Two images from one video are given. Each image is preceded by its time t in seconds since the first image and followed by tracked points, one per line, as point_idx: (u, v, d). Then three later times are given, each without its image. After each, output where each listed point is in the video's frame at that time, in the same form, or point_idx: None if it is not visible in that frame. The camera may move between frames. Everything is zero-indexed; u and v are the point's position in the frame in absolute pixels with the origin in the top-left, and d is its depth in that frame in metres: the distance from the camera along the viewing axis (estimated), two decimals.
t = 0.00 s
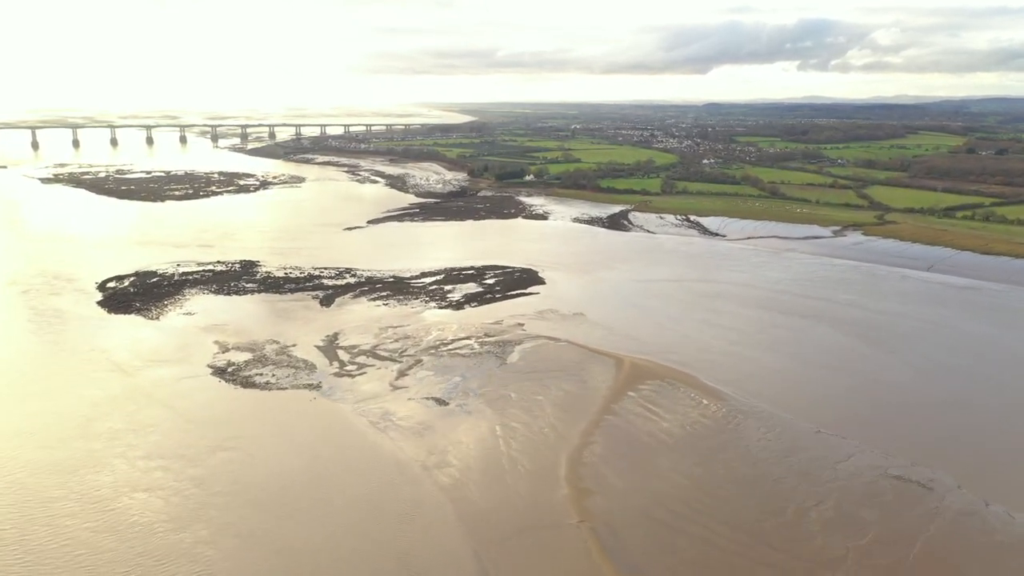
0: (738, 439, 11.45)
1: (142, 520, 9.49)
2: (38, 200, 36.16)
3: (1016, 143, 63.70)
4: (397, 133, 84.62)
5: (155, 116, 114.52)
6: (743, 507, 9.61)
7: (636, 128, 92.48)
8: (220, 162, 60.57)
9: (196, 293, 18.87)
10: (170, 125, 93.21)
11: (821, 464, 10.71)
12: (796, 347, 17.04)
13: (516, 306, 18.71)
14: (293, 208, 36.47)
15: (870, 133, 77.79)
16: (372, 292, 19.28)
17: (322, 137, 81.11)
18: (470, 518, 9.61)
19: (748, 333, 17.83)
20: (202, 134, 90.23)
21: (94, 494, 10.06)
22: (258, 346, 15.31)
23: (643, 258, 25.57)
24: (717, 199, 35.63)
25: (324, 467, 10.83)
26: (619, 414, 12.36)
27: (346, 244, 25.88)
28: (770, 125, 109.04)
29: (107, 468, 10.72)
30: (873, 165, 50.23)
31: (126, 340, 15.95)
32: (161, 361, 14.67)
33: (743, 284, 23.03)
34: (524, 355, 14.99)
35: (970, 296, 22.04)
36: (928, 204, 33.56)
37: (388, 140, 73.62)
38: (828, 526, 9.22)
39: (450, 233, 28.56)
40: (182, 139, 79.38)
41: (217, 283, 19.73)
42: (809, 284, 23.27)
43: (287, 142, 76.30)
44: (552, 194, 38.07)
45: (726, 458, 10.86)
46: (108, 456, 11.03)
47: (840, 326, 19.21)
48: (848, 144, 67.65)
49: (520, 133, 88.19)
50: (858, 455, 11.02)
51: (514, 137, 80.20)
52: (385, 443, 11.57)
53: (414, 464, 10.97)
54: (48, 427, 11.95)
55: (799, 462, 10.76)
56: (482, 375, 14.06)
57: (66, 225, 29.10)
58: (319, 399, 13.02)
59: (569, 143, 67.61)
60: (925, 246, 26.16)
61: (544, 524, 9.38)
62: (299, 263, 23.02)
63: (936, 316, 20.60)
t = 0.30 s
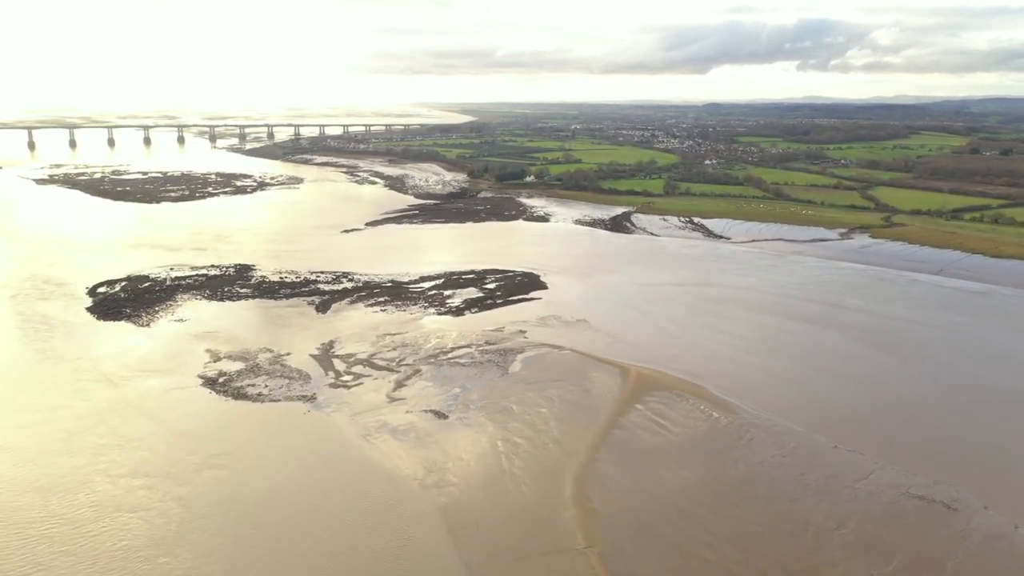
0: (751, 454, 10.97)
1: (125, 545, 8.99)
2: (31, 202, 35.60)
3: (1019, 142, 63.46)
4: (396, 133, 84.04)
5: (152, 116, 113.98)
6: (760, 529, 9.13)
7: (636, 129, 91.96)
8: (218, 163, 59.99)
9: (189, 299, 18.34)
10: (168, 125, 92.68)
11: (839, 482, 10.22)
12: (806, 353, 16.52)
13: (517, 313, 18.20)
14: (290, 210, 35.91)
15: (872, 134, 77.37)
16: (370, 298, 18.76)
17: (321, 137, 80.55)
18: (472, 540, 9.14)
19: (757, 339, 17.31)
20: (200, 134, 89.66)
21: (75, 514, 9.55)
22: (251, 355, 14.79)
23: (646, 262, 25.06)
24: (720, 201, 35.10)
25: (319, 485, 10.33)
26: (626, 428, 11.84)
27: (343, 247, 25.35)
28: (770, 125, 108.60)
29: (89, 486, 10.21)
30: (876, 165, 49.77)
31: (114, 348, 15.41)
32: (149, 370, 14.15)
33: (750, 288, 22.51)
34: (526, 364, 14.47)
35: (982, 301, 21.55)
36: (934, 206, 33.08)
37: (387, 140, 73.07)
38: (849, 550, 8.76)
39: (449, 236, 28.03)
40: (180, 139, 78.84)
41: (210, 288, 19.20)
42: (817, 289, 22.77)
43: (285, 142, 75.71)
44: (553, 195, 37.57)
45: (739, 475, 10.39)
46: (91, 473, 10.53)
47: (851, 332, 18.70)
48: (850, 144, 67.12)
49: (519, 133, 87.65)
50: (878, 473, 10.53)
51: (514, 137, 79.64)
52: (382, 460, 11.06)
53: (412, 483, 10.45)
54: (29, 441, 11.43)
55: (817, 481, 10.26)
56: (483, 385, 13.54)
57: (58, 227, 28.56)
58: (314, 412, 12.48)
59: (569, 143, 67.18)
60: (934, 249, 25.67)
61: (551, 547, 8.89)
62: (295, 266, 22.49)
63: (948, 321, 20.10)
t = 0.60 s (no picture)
0: (765, 471, 10.51)
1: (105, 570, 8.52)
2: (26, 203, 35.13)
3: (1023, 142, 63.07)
4: (396, 133, 83.57)
5: (151, 115, 113.64)
6: (778, 554, 8.66)
7: (637, 130, 91.48)
8: (216, 163, 59.50)
9: (181, 304, 17.86)
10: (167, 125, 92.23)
11: (859, 503, 9.75)
12: (818, 360, 16.03)
13: (519, 319, 17.73)
14: (288, 211, 35.40)
15: (875, 134, 76.94)
16: (367, 303, 18.27)
17: (320, 137, 80.09)
18: (473, 564, 8.66)
19: (766, 346, 16.82)
20: (198, 134, 89.18)
21: (54, 537, 9.07)
22: (244, 364, 14.29)
23: (650, 265, 24.58)
24: (724, 202, 34.64)
25: (311, 503, 9.86)
26: (634, 441, 11.37)
27: (341, 249, 24.89)
28: (772, 125, 108.14)
29: (71, 505, 9.72)
30: (880, 166, 49.34)
31: (103, 356, 14.94)
32: (138, 380, 13.65)
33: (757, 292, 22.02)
34: (528, 374, 14.00)
35: (994, 305, 21.08)
36: (941, 207, 32.62)
37: (387, 140, 72.54)
38: None
39: (449, 238, 27.56)
40: (178, 138, 78.38)
41: (204, 293, 18.71)
42: (825, 293, 22.28)
43: (284, 142, 75.23)
44: (555, 196, 37.10)
45: (754, 494, 9.92)
46: (73, 491, 10.05)
47: (862, 337, 18.22)
48: (853, 145, 66.57)
49: (520, 133, 87.22)
50: (899, 493, 10.07)
51: (514, 137, 79.21)
52: (378, 477, 10.56)
53: (410, 501, 9.97)
54: (10, 456, 10.95)
55: (836, 502, 9.79)
56: (484, 396, 13.05)
57: (52, 229, 28.09)
58: (308, 425, 12.00)
59: (570, 143, 66.76)
60: (943, 252, 25.21)
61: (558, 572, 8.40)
62: (292, 269, 22.03)
63: (961, 326, 19.63)
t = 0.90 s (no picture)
0: (782, 491, 10.02)
1: None
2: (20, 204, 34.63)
3: None
4: (396, 134, 83.10)
5: (150, 115, 113.29)
6: None
7: (638, 130, 90.88)
8: (214, 163, 58.99)
9: (173, 311, 17.34)
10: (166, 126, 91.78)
11: (882, 526, 9.27)
12: (829, 372, 15.56)
13: (521, 326, 17.21)
14: (285, 213, 34.89)
15: (878, 134, 76.45)
16: (365, 309, 17.74)
17: (319, 137, 79.64)
18: None
19: (776, 357, 16.33)
20: (197, 134, 88.65)
21: (29, 564, 8.55)
22: (236, 375, 13.76)
23: (655, 269, 24.07)
24: (728, 204, 34.14)
25: (299, 524, 9.37)
26: (644, 458, 10.88)
27: (339, 253, 24.37)
28: (773, 125, 107.71)
29: (48, 528, 9.20)
30: (885, 167, 48.86)
31: (90, 366, 14.41)
32: (125, 392, 13.12)
33: (763, 298, 21.53)
34: (532, 384, 13.47)
35: (1008, 311, 20.59)
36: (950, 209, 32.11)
37: (386, 140, 72.06)
38: None
39: (449, 241, 27.04)
40: (176, 138, 77.87)
41: (197, 299, 18.18)
42: (833, 298, 21.77)
43: (283, 142, 74.73)
44: (556, 197, 36.59)
45: (771, 517, 9.43)
46: (51, 513, 9.52)
47: (874, 346, 17.75)
48: (856, 145, 66.02)
49: (520, 133, 86.75)
50: (924, 514, 9.59)
51: (515, 137, 78.72)
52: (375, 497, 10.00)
53: (408, 524, 9.43)
54: None
55: (858, 527, 9.29)
56: (486, 409, 12.52)
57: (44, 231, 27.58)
58: (302, 440, 11.47)
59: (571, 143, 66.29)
60: (954, 256, 24.72)
61: None
62: (288, 273, 21.50)
63: (975, 333, 19.14)
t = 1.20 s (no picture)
0: (799, 510, 9.55)
1: None
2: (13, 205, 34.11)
3: None
4: (395, 134, 82.60)
5: (149, 115, 112.90)
6: None
7: (639, 130, 90.47)
8: (212, 164, 58.45)
9: (165, 317, 16.82)
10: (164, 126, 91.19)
11: (907, 550, 8.78)
12: (842, 381, 15.07)
13: (524, 333, 16.71)
14: (283, 215, 34.36)
15: (880, 134, 75.99)
16: (363, 316, 17.24)
17: (318, 137, 79.12)
18: None
19: (787, 365, 15.84)
20: (195, 134, 88.17)
21: None
22: (228, 386, 13.24)
23: (659, 273, 23.57)
24: (732, 205, 33.63)
25: (296, 534, 9.12)
26: (654, 474, 10.37)
27: (336, 255, 23.86)
28: (774, 125, 107.25)
29: (25, 554, 8.69)
30: (889, 167, 48.38)
31: (76, 375, 13.90)
32: (112, 403, 12.61)
33: (771, 302, 21.04)
34: (535, 395, 12.95)
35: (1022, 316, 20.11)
36: (957, 211, 31.62)
37: (386, 140, 71.53)
38: None
39: (449, 243, 26.54)
40: (174, 138, 77.31)
41: (190, 304, 17.66)
42: (843, 303, 21.27)
43: (282, 142, 74.19)
44: (557, 199, 36.13)
45: (789, 539, 8.93)
46: (30, 535, 9.02)
47: (886, 354, 17.26)
48: (859, 145, 65.49)
49: (520, 133, 86.27)
50: (950, 536, 9.11)
51: (515, 137, 78.20)
52: (372, 518, 9.50)
53: (405, 547, 8.92)
54: None
55: (881, 550, 8.81)
56: (488, 422, 12.00)
57: (36, 232, 27.06)
58: (296, 456, 10.94)
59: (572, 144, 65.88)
60: (964, 259, 24.24)
61: None
62: (284, 277, 20.99)
63: (989, 339, 18.64)
